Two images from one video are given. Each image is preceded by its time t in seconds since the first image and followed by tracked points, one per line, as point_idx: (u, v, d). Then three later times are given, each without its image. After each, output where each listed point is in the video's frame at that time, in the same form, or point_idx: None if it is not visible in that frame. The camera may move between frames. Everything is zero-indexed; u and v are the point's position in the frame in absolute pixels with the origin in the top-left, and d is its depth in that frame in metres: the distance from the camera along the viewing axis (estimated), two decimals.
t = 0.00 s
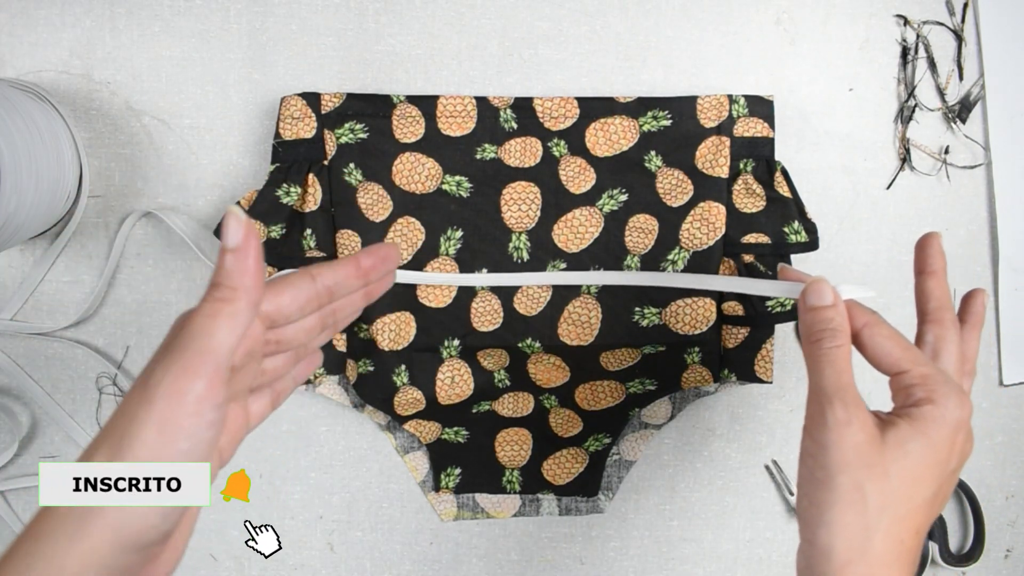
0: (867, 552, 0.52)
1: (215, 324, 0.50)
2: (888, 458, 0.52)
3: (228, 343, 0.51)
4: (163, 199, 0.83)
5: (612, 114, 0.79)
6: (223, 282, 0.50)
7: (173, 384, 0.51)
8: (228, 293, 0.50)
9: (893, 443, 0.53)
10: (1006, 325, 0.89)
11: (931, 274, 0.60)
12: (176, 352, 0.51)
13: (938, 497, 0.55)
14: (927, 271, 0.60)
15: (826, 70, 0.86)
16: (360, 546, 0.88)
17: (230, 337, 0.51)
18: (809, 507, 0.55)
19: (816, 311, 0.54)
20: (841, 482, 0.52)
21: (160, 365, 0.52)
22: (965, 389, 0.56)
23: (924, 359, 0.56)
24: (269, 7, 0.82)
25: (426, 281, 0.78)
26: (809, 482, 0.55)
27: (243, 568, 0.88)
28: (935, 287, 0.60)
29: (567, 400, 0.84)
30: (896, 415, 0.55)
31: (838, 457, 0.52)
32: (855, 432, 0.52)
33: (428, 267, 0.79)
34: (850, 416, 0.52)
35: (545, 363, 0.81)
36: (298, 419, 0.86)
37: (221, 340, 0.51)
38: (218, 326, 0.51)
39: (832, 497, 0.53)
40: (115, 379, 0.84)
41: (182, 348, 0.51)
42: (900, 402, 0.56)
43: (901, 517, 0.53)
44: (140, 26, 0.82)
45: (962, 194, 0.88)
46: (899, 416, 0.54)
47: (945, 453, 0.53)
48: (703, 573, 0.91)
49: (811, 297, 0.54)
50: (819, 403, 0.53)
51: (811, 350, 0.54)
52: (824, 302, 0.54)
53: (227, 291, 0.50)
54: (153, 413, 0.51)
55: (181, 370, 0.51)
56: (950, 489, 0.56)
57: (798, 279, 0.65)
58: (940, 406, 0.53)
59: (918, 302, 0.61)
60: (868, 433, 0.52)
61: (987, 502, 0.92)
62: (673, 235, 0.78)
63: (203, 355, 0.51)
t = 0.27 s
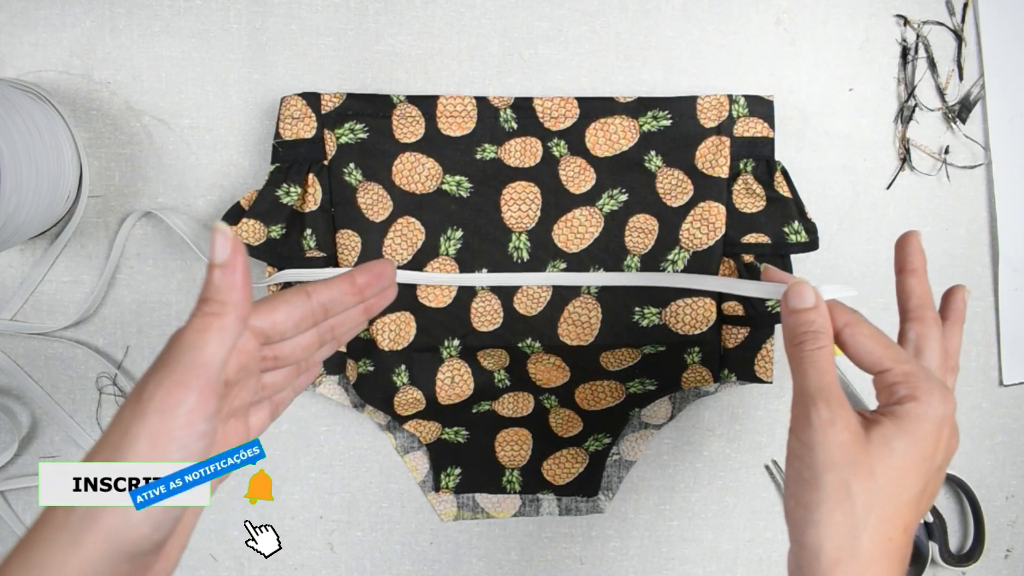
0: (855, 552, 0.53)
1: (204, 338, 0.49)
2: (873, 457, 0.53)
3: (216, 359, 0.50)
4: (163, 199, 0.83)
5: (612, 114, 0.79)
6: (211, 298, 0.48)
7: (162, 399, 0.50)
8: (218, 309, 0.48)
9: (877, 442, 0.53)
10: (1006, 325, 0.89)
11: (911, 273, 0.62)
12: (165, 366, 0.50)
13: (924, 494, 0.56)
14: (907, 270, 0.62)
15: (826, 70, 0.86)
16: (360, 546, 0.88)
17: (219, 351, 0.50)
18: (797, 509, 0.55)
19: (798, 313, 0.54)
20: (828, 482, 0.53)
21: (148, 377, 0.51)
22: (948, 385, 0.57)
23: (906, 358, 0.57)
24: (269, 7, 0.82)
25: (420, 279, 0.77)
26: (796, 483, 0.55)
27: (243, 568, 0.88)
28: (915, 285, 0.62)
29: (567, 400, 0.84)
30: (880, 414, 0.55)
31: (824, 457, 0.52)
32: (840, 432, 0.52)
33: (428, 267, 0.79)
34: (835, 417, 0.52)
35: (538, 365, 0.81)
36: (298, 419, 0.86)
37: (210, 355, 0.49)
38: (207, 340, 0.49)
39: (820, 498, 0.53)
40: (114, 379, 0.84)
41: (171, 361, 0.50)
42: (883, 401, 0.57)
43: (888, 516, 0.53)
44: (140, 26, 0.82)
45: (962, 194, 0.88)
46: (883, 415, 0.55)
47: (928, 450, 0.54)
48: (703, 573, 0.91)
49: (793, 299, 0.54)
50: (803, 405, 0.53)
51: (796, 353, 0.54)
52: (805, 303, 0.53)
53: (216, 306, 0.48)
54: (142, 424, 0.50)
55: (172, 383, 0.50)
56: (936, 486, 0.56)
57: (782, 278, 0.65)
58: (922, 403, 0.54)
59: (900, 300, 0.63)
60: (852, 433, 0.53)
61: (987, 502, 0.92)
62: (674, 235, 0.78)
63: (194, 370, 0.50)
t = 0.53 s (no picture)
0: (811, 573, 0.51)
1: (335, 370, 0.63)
2: (820, 469, 0.51)
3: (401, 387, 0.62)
4: (163, 199, 0.83)
5: (612, 114, 0.79)
6: (412, 340, 0.62)
7: (305, 437, 0.59)
8: (411, 348, 0.62)
9: (821, 453, 0.52)
10: (1005, 325, 0.89)
11: (847, 256, 0.62)
12: (295, 399, 0.60)
13: (883, 501, 0.54)
14: (842, 254, 0.62)
15: (826, 70, 0.86)
16: (360, 546, 0.88)
17: (413, 379, 0.62)
18: (749, 532, 0.53)
19: (726, 323, 0.54)
20: (776, 502, 0.51)
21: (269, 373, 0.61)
22: (891, 382, 0.56)
23: (845, 358, 0.56)
24: (269, 7, 0.82)
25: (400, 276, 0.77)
26: (744, 506, 0.53)
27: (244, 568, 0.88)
28: (849, 270, 0.62)
29: (567, 400, 0.84)
30: (824, 422, 0.54)
31: (768, 475, 0.51)
32: (782, 448, 0.51)
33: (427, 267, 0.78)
34: (773, 433, 0.51)
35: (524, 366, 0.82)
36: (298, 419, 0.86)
37: (396, 384, 0.61)
38: (405, 373, 0.62)
39: (770, 518, 0.52)
40: (114, 379, 0.84)
41: (303, 389, 0.62)
42: (826, 407, 0.56)
43: (843, 530, 0.51)
44: (140, 26, 0.82)
45: (962, 194, 0.88)
46: (826, 423, 0.54)
47: (876, 454, 0.53)
48: (703, 573, 0.91)
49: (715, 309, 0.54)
50: (742, 422, 0.52)
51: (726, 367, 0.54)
52: (731, 312, 0.53)
53: (393, 349, 0.62)
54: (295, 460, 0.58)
55: (305, 423, 0.59)
56: (892, 490, 0.55)
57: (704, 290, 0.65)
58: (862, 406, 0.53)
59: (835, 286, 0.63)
60: (794, 448, 0.52)
61: (987, 502, 0.92)
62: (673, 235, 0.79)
63: (373, 397, 0.60)
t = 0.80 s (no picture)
0: (774, 565, 0.51)
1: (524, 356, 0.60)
2: (786, 462, 0.51)
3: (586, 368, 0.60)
4: (163, 199, 0.83)
5: (612, 114, 0.79)
6: (591, 318, 0.60)
7: (510, 404, 0.58)
8: (589, 326, 0.60)
9: (784, 443, 0.52)
10: (1005, 325, 0.89)
11: (795, 240, 0.62)
12: (485, 383, 0.58)
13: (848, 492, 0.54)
14: (793, 237, 0.62)
15: (826, 70, 0.86)
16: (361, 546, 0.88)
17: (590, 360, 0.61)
18: (712, 527, 0.53)
19: (684, 311, 0.54)
20: (741, 496, 0.51)
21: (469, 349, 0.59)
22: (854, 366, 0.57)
23: (808, 343, 0.56)
24: (269, 7, 0.82)
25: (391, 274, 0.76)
26: (707, 501, 0.53)
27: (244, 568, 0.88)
28: (803, 252, 0.62)
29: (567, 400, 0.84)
30: (788, 411, 0.54)
31: (734, 470, 0.51)
32: (745, 442, 0.51)
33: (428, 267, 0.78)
34: (734, 426, 0.51)
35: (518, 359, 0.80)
36: (299, 419, 0.86)
37: (583, 363, 0.60)
38: (586, 348, 0.60)
39: (733, 512, 0.52)
40: (114, 379, 0.84)
41: (460, 381, 0.59)
42: (789, 395, 0.55)
43: (808, 521, 0.51)
44: (140, 26, 0.82)
45: (962, 194, 0.88)
46: (790, 412, 0.54)
47: (843, 443, 0.53)
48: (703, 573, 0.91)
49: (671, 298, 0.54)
50: (705, 416, 0.52)
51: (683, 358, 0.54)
52: (687, 300, 0.54)
53: (569, 329, 0.61)
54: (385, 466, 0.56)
55: (510, 391, 0.58)
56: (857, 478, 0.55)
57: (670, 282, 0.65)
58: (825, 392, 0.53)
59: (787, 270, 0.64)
60: (755, 439, 0.52)
61: (987, 502, 0.92)
62: (673, 235, 0.79)
63: (560, 375, 0.60)
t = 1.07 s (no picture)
0: (858, 535, 0.51)
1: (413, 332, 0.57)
2: (893, 443, 0.51)
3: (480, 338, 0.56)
4: (163, 198, 0.83)
5: (612, 114, 0.79)
6: (482, 290, 0.55)
7: (411, 379, 0.54)
8: (481, 296, 0.55)
9: (896, 424, 0.52)
10: (1005, 326, 0.89)
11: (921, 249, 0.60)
12: (379, 364, 0.55)
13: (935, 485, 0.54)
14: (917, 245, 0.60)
15: (826, 70, 0.86)
16: (360, 546, 0.88)
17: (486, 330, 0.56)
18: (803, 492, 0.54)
19: (810, 288, 0.53)
20: (844, 468, 0.51)
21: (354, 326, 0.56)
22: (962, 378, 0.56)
23: (927, 342, 0.56)
24: (269, 7, 0.82)
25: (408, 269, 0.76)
26: (805, 465, 0.54)
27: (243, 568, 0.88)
28: (927, 260, 0.60)
29: (567, 400, 0.84)
30: (900, 399, 0.54)
31: (843, 441, 0.51)
32: (859, 417, 0.51)
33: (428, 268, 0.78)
34: (852, 400, 0.51)
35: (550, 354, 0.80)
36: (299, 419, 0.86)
37: (478, 333, 0.56)
38: (478, 319, 0.56)
39: (831, 480, 0.52)
40: (114, 379, 0.84)
41: (351, 363, 0.55)
42: (900, 385, 0.56)
43: (902, 501, 0.52)
44: (140, 26, 0.82)
45: (962, 194, 0.88)
46: (903, 399, 0.54)
47: (947, 437, 0.53)
48: (703, 573, 0.91)
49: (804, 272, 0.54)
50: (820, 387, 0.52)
51: (805, 330, 0.54)
52: (819, 277, 0.53)
53: (459, 301, 0.56)
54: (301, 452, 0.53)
55: (408, 364, 0.55)
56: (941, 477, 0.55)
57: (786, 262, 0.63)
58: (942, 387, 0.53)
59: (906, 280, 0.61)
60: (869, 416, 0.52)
61: (987, 502, 0.92)
62: (673, 235, 0.79)
63: (454, 344, 0.55)
